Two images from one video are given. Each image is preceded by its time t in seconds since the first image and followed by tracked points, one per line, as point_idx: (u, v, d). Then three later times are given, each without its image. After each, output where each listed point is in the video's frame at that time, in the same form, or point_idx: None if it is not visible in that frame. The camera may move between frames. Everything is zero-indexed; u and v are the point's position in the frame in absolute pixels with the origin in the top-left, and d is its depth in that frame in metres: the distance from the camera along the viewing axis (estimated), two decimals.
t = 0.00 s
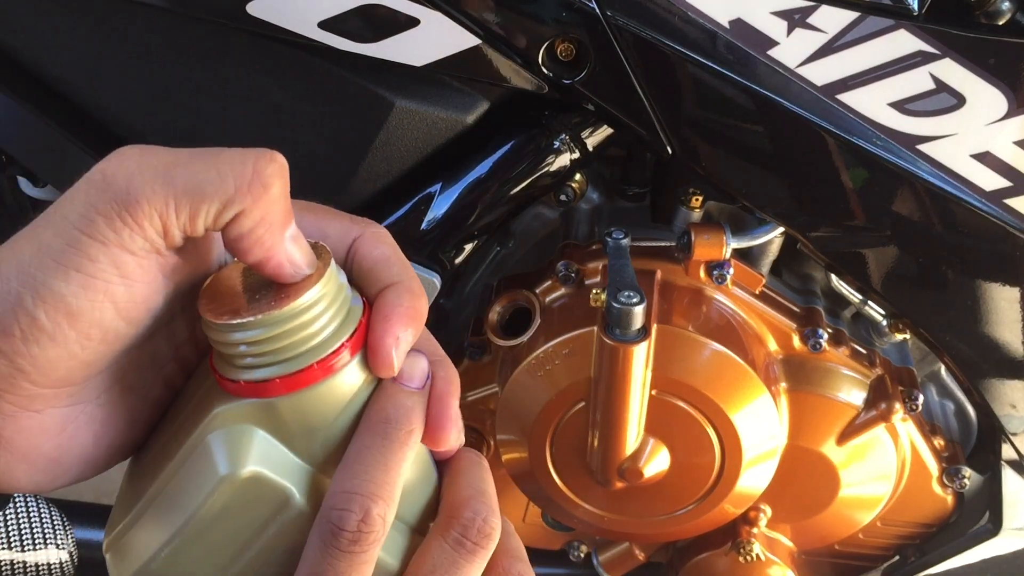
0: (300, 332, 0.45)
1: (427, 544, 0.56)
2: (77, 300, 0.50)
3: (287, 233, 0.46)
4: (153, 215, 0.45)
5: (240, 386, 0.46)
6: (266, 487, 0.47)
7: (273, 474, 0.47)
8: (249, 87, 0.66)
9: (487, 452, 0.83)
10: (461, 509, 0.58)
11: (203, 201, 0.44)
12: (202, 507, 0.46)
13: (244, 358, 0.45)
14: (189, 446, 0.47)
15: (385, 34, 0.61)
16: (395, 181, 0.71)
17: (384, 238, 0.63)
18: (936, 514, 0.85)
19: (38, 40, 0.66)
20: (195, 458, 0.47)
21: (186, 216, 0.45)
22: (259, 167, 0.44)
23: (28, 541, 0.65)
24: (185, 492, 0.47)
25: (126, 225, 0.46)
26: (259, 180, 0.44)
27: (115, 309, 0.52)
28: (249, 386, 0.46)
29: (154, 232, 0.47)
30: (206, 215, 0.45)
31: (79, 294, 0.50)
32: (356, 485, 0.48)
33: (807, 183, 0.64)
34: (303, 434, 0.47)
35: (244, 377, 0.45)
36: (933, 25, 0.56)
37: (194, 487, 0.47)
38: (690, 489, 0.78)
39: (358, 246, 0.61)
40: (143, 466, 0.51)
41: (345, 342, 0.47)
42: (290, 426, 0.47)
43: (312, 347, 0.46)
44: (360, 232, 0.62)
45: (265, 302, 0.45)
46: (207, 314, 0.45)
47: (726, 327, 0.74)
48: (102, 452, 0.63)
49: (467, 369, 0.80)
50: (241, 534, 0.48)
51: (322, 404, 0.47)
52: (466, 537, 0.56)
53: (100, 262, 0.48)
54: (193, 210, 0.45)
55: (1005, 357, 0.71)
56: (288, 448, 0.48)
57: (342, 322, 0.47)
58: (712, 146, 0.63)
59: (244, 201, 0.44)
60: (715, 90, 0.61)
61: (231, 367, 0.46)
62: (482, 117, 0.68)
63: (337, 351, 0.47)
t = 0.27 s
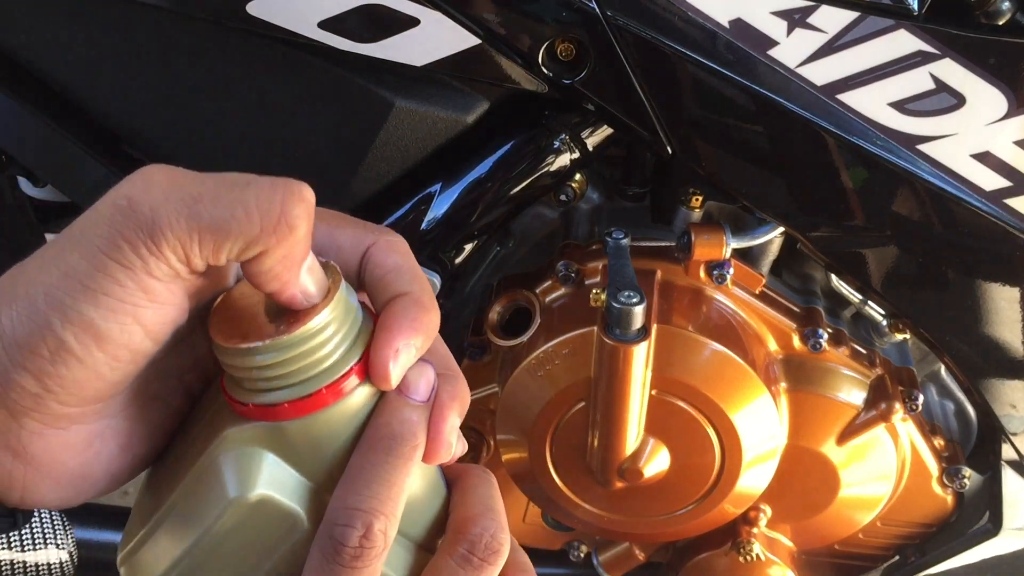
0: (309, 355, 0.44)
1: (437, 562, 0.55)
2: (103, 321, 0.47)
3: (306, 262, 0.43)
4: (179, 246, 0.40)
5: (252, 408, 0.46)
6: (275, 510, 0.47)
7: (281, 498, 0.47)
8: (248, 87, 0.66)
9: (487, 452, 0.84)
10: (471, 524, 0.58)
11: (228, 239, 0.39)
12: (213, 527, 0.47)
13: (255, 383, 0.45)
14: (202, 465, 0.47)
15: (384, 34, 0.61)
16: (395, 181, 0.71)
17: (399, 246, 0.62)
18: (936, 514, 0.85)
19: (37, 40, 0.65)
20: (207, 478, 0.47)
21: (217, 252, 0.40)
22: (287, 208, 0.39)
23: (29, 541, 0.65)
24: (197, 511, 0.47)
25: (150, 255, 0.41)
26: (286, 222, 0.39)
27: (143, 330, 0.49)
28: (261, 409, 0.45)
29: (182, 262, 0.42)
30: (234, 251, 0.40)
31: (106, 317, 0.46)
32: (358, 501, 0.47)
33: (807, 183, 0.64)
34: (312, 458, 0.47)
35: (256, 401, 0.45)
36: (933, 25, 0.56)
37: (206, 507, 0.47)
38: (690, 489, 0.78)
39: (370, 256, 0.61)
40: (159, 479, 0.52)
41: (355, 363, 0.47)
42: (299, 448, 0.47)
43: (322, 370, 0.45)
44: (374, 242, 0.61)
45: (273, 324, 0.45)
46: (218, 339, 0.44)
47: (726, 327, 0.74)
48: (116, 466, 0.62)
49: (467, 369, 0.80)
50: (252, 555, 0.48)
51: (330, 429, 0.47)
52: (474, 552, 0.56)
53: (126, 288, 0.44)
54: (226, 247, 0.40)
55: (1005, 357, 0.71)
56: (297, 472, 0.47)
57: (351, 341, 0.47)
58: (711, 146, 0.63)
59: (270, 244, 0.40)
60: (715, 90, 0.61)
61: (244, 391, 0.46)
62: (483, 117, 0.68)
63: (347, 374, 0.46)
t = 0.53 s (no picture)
0: (296, 371, 0.45)
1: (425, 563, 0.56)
2: (127, 353, 0.44)
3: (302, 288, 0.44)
4: (199, 278, 0.39)
5: (240, 422, 0.47)
6: (268, 521, 0.48)
7: (272, 508, 0.48)
8: (248, 87, 0.66)
9: (487, 452, 0.84)
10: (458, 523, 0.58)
11: (251, 271, 0.40)
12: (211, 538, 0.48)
13: (243, 399, 0.46)
14: (197, 479, 0.48)
15: (384, 34, 0.61)
16: (395, 181, 0.71)
17: (394, 250, 0.60)
18: (936, 514, 0.85)
19: (37, 40, 0.65)
20: (202, 492, 0.48)
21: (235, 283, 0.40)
22: (306, 242, 0.41)
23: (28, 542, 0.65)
24: (195, 523, 0.48)
25: (174, 285, 0.40)
26: (305, 252, 0.41)
27: (168, 356, 0.46)
28: (251, 424, 0.46)
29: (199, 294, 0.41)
30: (255, 278, 0.40)
31: (130, 348, 0.43)
32: (342, 504, 0.47)
33: (807, 183, 0.64)
34: (302, 469, 0.48)
35: (247, 417, 0.46)
36: (933, 25, 0.56)
37: (202, 520, 0.48)
38: (690, 489, 0.78)
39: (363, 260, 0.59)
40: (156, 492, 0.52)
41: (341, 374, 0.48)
42: (289, 459, 0.47)
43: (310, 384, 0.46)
44: (368, 244, 0.59)
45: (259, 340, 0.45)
46: (208, 358, 0.45)
47: (726, 327, 0.74)
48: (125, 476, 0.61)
49: (467, 369, 0.80)
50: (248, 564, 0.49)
51: (319, 440, 0.48)
52: (462, 551, 0.56)
53: (151, 317, 0.42)
54: (244, 277, 0.40)
55: (1005, 357, 0.71)
56: (288, 483, 0.48)
57: (337, 353, 0.48)
58: (711, 146, 0.63)
59: (287, 273, 0.41)
60: (715, 90, 0.61)
61: (234, 406, 0.47)
62: (483, 117, 0.68)
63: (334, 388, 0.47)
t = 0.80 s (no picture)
0: (313, 367, 0.45)
1: (430, 561, 0.55)
2: (157, 347, 0.43)
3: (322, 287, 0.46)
4: (234, 267, 0.40)
5: (254, 416, 0.47)
6: (276, 517, 0.47)
7: (282, 502, 0.47)
8: (248, 87, 0.66)
9: (487, 452, 0.84)
10: (463, 523, 0.57)
11: (281, 261, 0.41)
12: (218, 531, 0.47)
13: (257, 392, 0.46)
14: (211, 470, 0.48)
15: (384, 34, 0.61)
16: (395, 181, 0.71)
17: (412, 246, 0.59)
18: (936, 514, 0.85)
19: (37, 40, 0.65)
20: (215, 484, 0.48)
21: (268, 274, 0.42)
22: (333, 232, 0.44)
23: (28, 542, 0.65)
24: (204, 517, 0.48)
25: (210, 276, 0.40)
26: (331, 241, 0.44)
27: (196, 351, 0.44)
28: (264, 419, 0.46)
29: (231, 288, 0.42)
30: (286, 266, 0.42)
31: (160, 341, 0.42)
32: (354, 498, 0.46)
33: (808, 183, 0.64)
34: (313, 464, 0.48)
35: (260, 412, 0.46)
36: (933, 25, 0.56)
37: (211, 511, 0.48)
38: (690, 489, 0.78)
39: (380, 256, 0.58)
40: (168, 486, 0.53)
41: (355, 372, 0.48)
42: (299, 454, 0.47)
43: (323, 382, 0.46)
44: (387, 237, 0.59)
45: (277, 336, 0.45)
46: (224, 351, 0.45)
47: (726, 327, 0.74)
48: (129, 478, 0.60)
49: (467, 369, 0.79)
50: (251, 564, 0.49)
51: (331, 434, 0.48)
52: (466, 550, 0.55)
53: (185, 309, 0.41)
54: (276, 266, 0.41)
55: (1005, 357, 0.71)
56: (298, 478, 0.48)
57: (352, 350, 0.48)
58: (711, 146, 0.63)
59: (315, 262, 0.43)
60: (716, 89, 0.61)
61: (247, 400, 0.47)
62: (482, 117, 0.68)
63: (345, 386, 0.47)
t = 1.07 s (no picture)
0: (337, 218, 0.41)
1: (437, 436, 0.50)
2: (80, 182, 0.44)
3: (317, 127, 0.42)
4: (177, 112, 0.41)
5: (269, 263, 0.42)
6: (289, 376, 0.42)
7: (294, 360, 0.42)
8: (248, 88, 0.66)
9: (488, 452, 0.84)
10: (477, 404, 0.51)
11: (227, 97, 0.40)
12: (217, 385, 0.42)
13: (273, 238, 0.41)
14: (216, 317, 0.43)
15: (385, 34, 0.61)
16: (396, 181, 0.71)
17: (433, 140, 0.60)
18: (936, 514, 0.85)
19: (37, 42, 0.66)
20: (223, 322, 0.42)
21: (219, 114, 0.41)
22: (280, 63, 0.40)
23: (28, 541, 0.65)
24: (204, 365, 0.42)
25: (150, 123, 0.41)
26: (282, 78, 0.40)
27: (122, 197, 0.46)
28: (282, 266, 0.42)
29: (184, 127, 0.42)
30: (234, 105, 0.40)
31: (84, 176, 0.44)
32: (373, 366, 0.41)
33: (808, 184, 0.64)
34: (329, 317, 0.43)
35: (275, 259, 0.42)
36: (933, 25, 0.56)
37: (212, 357, 0.42)
38: (690, 489, 0.78)
39: (460, 180, 0.58)
40: (154, 346, 0.47)
41: (383, 236, 0.43)
42: (319, 310, 0.43)
43: (347, 234, 0.42)
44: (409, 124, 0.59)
45: (303, 180, 0.41)
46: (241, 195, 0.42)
47: (726, 328, 0.74)
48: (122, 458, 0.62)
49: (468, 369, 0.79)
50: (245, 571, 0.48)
51: (353, 290, 0.43)
52: (479, 433, 0.50)
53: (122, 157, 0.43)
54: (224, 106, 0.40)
55: (1005, 357, 0.71)
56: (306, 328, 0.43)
57: (380, 212, 0.43)
58: (711, 146, 0.63)
59: (267, 102, 0.40)
60: (716, 89, 0.61)
61: (263, 245, 0.42)
62: (482, 116, 0.70)
63: (373, 241, 0.43)
